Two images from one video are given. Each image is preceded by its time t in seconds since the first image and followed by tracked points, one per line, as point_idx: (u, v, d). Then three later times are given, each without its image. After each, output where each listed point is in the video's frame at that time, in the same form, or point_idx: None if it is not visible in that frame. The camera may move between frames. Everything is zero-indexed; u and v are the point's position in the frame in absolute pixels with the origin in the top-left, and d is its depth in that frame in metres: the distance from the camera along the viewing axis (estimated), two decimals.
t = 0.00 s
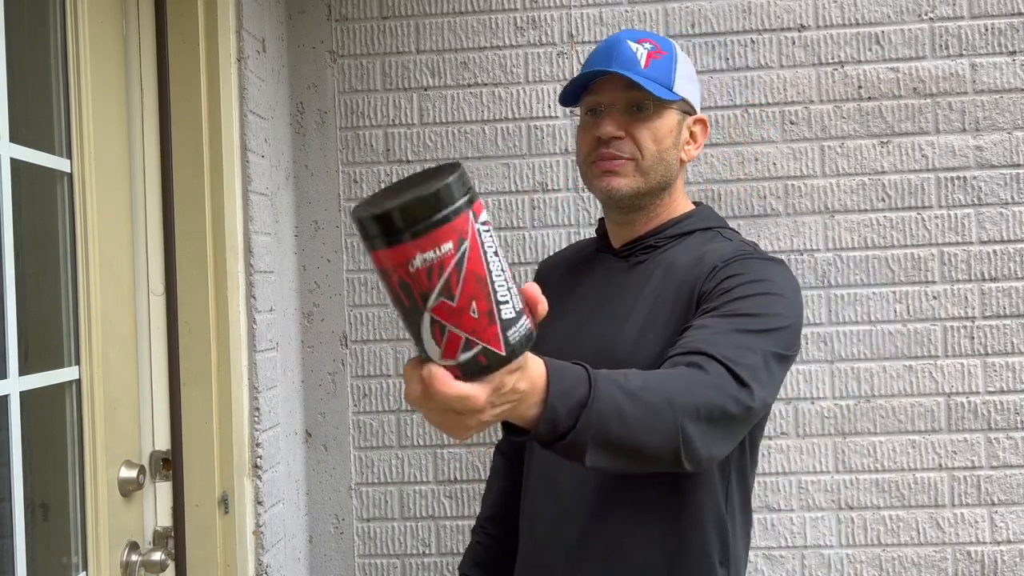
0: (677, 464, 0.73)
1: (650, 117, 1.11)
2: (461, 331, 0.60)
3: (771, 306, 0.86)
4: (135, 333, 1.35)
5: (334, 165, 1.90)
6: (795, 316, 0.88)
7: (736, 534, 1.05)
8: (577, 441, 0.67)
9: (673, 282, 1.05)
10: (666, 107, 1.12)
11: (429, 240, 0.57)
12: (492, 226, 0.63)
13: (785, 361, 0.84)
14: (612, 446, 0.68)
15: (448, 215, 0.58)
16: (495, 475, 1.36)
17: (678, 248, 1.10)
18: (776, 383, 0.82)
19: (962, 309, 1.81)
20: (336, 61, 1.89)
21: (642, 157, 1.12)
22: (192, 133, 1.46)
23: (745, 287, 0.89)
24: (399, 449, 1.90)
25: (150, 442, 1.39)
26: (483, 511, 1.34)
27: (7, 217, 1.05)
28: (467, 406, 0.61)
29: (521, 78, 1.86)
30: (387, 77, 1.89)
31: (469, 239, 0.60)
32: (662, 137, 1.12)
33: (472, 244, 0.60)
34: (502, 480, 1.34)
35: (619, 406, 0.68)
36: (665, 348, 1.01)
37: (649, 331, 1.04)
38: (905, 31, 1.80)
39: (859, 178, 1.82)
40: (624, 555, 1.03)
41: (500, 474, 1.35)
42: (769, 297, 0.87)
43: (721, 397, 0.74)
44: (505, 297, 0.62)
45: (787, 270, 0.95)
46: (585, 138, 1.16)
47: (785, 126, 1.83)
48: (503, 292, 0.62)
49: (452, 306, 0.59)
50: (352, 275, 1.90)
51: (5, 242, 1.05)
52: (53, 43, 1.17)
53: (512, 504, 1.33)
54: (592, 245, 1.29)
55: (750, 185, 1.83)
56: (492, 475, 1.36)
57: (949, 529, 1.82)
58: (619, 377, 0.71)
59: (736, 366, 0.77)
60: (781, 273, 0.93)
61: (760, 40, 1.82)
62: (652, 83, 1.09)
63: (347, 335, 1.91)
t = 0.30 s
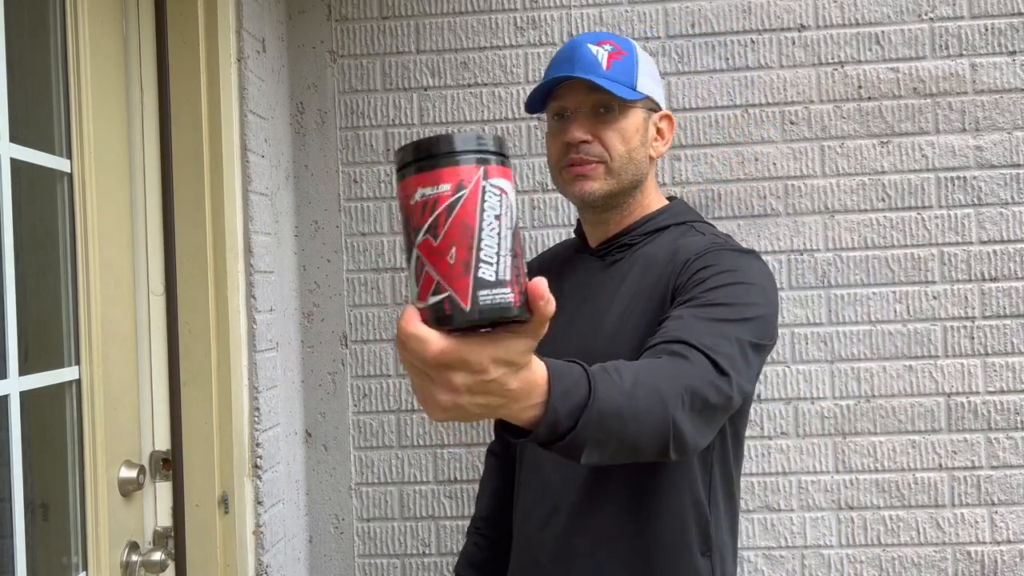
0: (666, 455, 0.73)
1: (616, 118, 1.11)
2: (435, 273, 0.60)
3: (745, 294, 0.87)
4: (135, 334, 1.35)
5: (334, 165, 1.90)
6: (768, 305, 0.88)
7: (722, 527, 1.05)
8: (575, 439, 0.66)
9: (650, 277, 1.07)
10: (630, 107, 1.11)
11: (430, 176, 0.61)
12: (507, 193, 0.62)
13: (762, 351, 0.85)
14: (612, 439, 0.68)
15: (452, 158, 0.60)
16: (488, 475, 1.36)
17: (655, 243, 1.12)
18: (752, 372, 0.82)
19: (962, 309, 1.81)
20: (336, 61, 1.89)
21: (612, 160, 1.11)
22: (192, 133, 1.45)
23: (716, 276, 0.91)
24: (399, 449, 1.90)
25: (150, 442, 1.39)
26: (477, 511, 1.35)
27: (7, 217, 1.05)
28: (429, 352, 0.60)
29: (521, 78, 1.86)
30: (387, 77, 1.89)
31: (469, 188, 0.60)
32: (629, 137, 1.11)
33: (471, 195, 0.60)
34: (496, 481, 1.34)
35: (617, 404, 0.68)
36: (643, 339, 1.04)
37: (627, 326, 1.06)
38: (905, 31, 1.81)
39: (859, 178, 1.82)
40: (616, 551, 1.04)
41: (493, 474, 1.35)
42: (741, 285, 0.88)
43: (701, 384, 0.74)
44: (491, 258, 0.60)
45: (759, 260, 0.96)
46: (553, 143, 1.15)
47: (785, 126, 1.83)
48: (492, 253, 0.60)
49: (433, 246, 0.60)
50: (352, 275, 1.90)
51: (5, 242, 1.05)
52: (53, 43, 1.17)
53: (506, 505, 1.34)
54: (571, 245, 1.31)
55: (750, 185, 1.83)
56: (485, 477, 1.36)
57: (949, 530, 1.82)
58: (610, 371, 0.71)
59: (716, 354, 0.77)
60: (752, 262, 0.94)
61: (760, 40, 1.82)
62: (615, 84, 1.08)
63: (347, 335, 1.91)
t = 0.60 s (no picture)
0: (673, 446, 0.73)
1: (603, 119, 1.10)
2: (430, 276, 0.59)
3: (746, 283, 0.87)
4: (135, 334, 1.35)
5: (333, 165, 1.90)
6: (769, 294, 0.88)
7: (728, 521, 1.05)
8: (592, 439, 0.66)
9: (649, 273, 1.07)
10: (617, 106, 1.11)
11: (423, 175, 0.59)
12: (503, 189, 0.61)
13: (767, 339, 0.85)
14: (625, 437, 0.67)
15: (445, 156, 0.59)
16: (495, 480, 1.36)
17: (652, 242, 1.12)
18: (759, 356, 0.82)
19: (962, 309, 1.81)
20: (336, 61, 1.89)
21: (602, 161, 1.12)
22: (192, 132, 1.45)
23: (715, 268, 0.91)
24: (399, 449, 1.90)
25: (150, 442, 1.39)
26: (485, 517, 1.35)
27: (7, 217, 1.05)
28: (426, 359, 0.58)
29: (521, 78, 1.86)
30: (387, 77, 1.88)
31: (463, 186, 0.59)
32: (618, 137, 1.12)
33: (466, 192, 0.59)
34: (502, 487, 1.34)
35: (629, 399, 0.67)
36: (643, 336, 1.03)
37: (625, 323, 1.06)
38: (906, 31, 1.80)
39: (859, 178, 1.82)
40: (620, 553, 1.03)
41: (500, 481, 1.35)
42: (741, 274, 0.88)
43: (707, 370, 0.74)
44: (488, 259, 0.59)
45: (758, 253, 0.96)
46: (543, 148, 1.15)
47: (785, 126, 1.83)
48: (489, 253, 0.59)
49: (428, 248, 0.59)
50: (352, 274, 1.90)
51: (5, 242, 1.05)
52: (52, 43, 1.17)
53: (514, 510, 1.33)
54: (571, 246, 1.32)
55: (750, 185, 1.83)
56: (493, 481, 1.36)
57: (948, 529, 1.83)
58: (616, 365, 0.70)
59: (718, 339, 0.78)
60: (749, 255, 0.94)
61: (760, 40, 1.82)
62: (599, 86, 1.09)
63: (347, 335, 1.90)
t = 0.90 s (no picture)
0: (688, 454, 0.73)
1: (609, 124, 1.10)
2: (446, 283, 0.58)
3: (756, 283, 0.87)
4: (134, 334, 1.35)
5: (333, 165, 1.90)
6: (781, 295, 0.88)
7: (739, 530, 1.05)
8: (604, 452, 0.65)
9: (657, 276, 1.07)
10: (625, 110, 1.10)
11: (442, 180, 0.59)
12: (523, 197, 0.60)
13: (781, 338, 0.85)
14: (641, 448, 0.67)
15: (465, 162, 0.58)
16: (499, 480, 1.36)
17: (661, 243, 1.12)
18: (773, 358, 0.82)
19: (962, 309, 1.81)
20: (336, 61, 1.89)
21: (606, 168, 1.12)
22: (192, 133, 1.45)
23: (725, 269, 0.91)
24: (399, 449, 1.90)
25: (150, 442, 1.39)
26: (489, 517, 1.34)
27: (7, 218, 1.05)
28: (440, 367, 0.58)
29: (521, 78, 1.86)
30: (387, 76, 1.88)
31: (483, 193, 0.58)
32: (624, 143, 1.11)
33: (486, 199, 0.59)
34: (506, 488, 1.34)
35: (641, 410, 0.67)
36: (651, 344, 1.04)
37: (635, 328, 1.06)
38: (905, 31, 1.80)
39: (859, 178, 1.82)
40: (626, 557, 1.03)
41: (504, 481, 1.35)
42: (752, 275, 0.89)
43: (720, 376, 0.74)
44: (506, 267, 0.58)
45: (768, 254, 0.96)
46: (550, 149, 1.16)
47: (785, 126, 1.83)
48: (507, 262, 0.59)
49: (445, 254, 0.59)
50: (352, 274, 1.90)
51: (5, 243, 1.05)
52: (52, 44, 1.17)
53: (517, 510, 1.33)
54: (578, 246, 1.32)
55: (750, 185, 1.83)
56: (497, 483, 1.36)
57: (948, 529, 1.82)
58: (630, 374, 0.70)
59: (731, 343, 0.78)
60: (760, 255, 0.95)
61: (760, 40, 1.82)
62: (607, 89, 1.08)
63: (347, 335, 1.90)
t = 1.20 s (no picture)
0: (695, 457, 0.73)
1: (609, 129, 1.10)
2: (446, 296, 0.58)
3: (769, 289, 0.87)
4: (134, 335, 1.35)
5: (333, 165, 1.90)
6: (793, 301, 0.88)
7: (742, 535, 1.04)
8: (603, 456, 0.65)
9: (667, 278, 1.07)
10: (626, 113, 1.10)
11: (431, 192, 0.58)
12: (513, 202, 0.61)
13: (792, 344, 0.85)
14: (641, 452, 0.67)
15: (453, 172, 0.58)
16: (503, 480, 1.36)
17: (671, 246, 1.12)
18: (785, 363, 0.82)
19: (962, 309, 1.81)
20: (336, 61, 1.89)
21: (605, 171, 1.12)
22: (193, 133, 1.45)
23: (736, 273, 0.91)
24: (399, 449, 1.90)
25: (150, 442, 1.39)
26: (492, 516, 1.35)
27: (8, 218, 1.05)
28: (446, 382, 0.58)
29: (521, 78, 1.86)
30: (387, 77, 1.89)
31: (475, 202, 0.58)
32: (624, 146, 1.11)
33: (478, 209, 0.59)
34: (509, 487, 1.34)
35: (641, 413, 0.67)
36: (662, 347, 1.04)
37: (644, 330, 1.07)
38: (905, 31, 1.80)
39: (859, 178, 1.81)
40: (629, 557, 1.04)
41: (508, 481, 1.35)
42: (764, 281, 0.88)
43: (729, 380, 0.74)
44: (506, 275, 0.59)
45: (780, 259, 0.96)
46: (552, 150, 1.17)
47: (785, 126, 1.83)
48: (506, 270, 0.59)
49: (442, 267, 0.58)
50: (352, 274, 1.90)
51: (5, 243, 1.05)
52: (52, 45, 1.17)
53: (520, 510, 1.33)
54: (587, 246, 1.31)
55: (750, 185, 1.83)
56: (501, 481, 1.36)
57: (949, 530, 1.82)
58: (631, 378, 0.70)
59: (742, 348, 0.77)
60: (772, 261, 0.94)
61: (760, 40, 1.82)
62: (608, 91, 1.08)
63: (347, 335, 1.90)
